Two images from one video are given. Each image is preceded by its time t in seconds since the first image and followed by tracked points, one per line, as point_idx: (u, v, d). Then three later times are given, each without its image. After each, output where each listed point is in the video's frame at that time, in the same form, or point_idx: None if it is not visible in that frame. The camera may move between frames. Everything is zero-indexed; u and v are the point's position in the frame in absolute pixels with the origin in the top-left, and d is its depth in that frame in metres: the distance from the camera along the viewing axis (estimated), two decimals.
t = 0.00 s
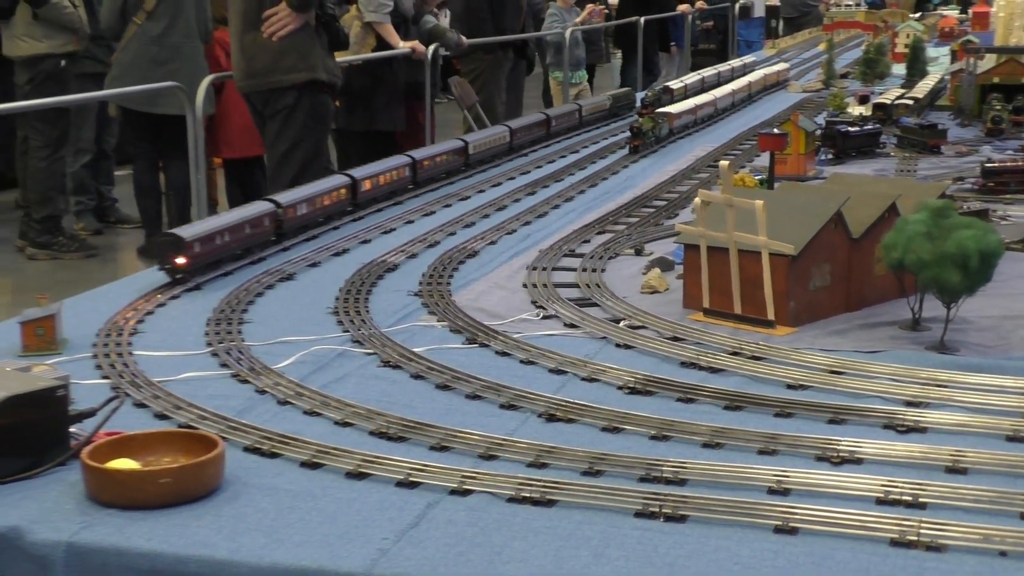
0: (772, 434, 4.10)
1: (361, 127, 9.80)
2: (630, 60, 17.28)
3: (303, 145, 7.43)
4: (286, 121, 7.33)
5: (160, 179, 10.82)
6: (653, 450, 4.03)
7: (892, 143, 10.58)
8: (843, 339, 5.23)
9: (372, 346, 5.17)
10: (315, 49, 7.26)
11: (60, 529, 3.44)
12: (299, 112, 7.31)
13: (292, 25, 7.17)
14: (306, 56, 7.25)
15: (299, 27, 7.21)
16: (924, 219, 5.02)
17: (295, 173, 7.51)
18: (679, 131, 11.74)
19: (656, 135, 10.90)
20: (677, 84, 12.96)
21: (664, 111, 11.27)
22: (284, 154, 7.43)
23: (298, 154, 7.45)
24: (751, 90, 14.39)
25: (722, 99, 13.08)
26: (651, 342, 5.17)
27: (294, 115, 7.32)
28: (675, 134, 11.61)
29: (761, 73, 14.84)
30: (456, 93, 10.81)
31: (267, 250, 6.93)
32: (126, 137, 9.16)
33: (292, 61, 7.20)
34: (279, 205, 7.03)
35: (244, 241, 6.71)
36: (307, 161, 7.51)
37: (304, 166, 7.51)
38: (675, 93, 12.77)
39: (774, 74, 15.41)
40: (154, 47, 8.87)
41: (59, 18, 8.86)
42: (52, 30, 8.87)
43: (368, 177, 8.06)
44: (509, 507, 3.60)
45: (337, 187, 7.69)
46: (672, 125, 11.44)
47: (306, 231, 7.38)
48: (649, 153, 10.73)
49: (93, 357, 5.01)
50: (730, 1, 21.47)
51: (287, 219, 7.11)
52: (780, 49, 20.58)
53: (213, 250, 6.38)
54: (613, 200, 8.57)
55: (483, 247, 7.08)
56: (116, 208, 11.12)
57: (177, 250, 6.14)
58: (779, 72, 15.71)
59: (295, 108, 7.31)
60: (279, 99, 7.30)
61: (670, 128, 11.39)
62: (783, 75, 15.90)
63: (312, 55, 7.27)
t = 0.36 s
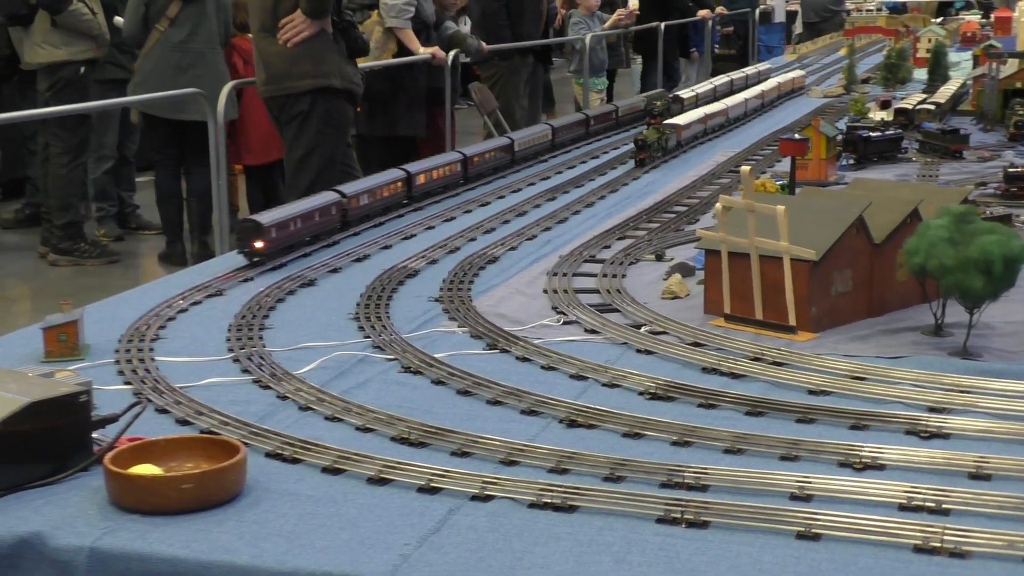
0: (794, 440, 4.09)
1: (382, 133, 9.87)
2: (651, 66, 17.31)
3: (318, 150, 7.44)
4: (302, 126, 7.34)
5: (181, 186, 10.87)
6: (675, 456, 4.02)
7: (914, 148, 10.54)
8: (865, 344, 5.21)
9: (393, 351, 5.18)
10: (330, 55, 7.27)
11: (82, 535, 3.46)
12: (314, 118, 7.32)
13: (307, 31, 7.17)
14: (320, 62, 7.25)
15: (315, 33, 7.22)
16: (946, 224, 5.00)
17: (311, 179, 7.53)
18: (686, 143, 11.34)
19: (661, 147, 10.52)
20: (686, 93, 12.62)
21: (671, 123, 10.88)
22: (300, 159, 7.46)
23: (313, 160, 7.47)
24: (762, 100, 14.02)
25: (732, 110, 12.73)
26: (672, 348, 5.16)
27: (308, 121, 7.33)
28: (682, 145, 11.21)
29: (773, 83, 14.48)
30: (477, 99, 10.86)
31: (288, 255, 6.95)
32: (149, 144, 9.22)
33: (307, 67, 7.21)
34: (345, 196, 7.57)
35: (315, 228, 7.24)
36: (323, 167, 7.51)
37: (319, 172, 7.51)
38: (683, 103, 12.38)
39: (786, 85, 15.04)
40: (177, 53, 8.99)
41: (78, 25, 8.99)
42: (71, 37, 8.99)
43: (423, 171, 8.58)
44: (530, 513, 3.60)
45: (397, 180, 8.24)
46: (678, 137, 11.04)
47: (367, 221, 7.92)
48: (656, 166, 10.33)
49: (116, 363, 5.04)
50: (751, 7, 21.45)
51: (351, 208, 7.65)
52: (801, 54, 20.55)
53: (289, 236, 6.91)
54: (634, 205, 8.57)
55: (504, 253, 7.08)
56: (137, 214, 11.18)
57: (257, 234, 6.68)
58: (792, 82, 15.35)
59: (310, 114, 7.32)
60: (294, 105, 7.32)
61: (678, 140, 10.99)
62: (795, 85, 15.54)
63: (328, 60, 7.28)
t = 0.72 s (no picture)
0: (810, 445, 4.08)
1: (397, 137, 9.89)
2: (664, 70, 17.32)
3: (322, 153, 7.80)
4: (305, 129, 7.77)
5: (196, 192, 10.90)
6: (691, 461, 4.02)
7: (929, 152, 10.50)
8: (881, 349, 5.20)
9: (408, 356, 5.18)
10: (330, 60, 7.66)
11: (99, 540, 3.47)
12: (316, 120, 7.73)
13: (308, 36, 7.53)
14: (319, 66, 7.65)
15: (317, 39, 7.59)
16: (963, 228, 4.98)
17: (316, 181, 7.82)
18: (688, 154, 10.92)
19: (663, 159, 10.13)
20: (689, 101, 12.24)
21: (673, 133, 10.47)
22: (305, 161, 7.80)
23: (318, 162, 7.80)
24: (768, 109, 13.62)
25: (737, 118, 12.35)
26: (687, 353, 5.15)
27: (310, 123, 7.75)
28: (684, 156, 10.79)
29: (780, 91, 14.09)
30: (490, 104, 10.87)
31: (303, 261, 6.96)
32: (163, 150, 9.26)
33: (307, 71, 7.64)
34: (397, 187, 8.06)
35: (371, 216, 7.72)
36: (328, 170, 7.82)
37: (324, 174, 7.81)
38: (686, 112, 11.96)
39: (793, 93, 14.67)
40: (191, 61, 9.10)
41: (86, 31, 9.22)
42: (81, 43, 9.24)
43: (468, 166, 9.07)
44: (545, 518, 3.59)
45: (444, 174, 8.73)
46: (679, 147, 10.63)
47: (417, 212, 8.39)
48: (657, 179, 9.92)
49: (131, 368, 5.06)
50: (765, 11, 21.44)
51: (402, 199, 8.13)
52: (816, 58, 20.50)
53: (348, 224, 7.40)
54: (648, 210, 8.56)
55: (518, 258, 7.08)
56: (152, 219, 11.23)
57: (320, 221, 7.16)
58: (798, 90, 14.97)
59: (312, 116, 7.74)
60: (298, 108, 7.77)
61: (679, 151, 10.58)
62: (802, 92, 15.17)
63: (328, 65, 7.66)
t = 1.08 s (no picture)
0: (822, 449, 4.07)
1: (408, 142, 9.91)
2: (676, 75, 17.35)
3: (324, 156, 7.90)
4: (307, 131, 7.88)
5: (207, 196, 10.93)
6: (702, 466, 4.01)
7: (940, 156, 10.48)
8: (894, 353, 5.19)
9: (419, 361, 5.19)
10: (329, 64, 7.70)
11: (112, 544, 3.48)
12: (317, 124, 7.82)
13: (309, 41, 7.65)
14: (318, 70, 7.71)
15: (317, 43, 7.68)
16: (974, 232, 4.98)
17: (320, 184, 7.96)
18: (685, 165, 10.50)
19: (659, 172, 9.74)
20: (689, 110, 11.86)
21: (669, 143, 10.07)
22: (307, 165, 7.92)
23: (320, 166, 7.90)
24: (770, 117, 13.21)
25: (738, 127, 11.97)
26: (698, 357, 5.15)
27: (311, 127, 7.85)
28: (680, 167, 10.36)
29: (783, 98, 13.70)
30: (501, 108, 10.92)
31: (314, 265, 6.98)
32: (174, 154, 9.29)
33: (306, 76, 7.73)
34: (442, 180, 8.53)
35: (418, 208, 8.22)
36: (330, 173, 7.93)
37: (326, 177, 7.93)
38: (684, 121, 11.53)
39: (796, 101, 14.28)
40: (202, 65, 9.16)
41: (92, 35, 9.23)
42: (90, 48, 9.28)
43: (508, 161, 9.53)
44: (557, 522, 3.60)
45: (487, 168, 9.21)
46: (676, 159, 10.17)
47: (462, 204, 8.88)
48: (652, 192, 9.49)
49: (144, 373, 5.08)
50: (775, 15, 21.41)
51: (447, 191, 8.62)
52: (827, 62, 20.49)
53: (398, 214, 7.92)
54: (659, 214, 8.57)
55: (529, 262, 7.09)
56: (163, 224, 11.26)
57: (374, 211, 7.68)
58: (802, 99, 14.58)
59: (313, 120, 7.83)
60: (299, 112, 7.87)
61: (676, 162, 10.17)
62: (807, 99, 14.78)
63: (327, 69, 7.71)
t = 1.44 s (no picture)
0: (830, 453, 4.07)
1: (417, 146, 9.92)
2: (685, 79, 17.38)
3: (326, 160, 7.93)
4: (309, 135, 7.92)
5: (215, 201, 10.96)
6: (711, 470, 4.02)
7: (950, 160, 10.46)
8: (902, 357, 5.18)
9: (427, 365, 5.20)
10: (329, 68, 7.73)
11: (121, 547, 3.49)
12: (318, 127, 7.86)
13: (311, 45, 7.61)
14: (319, 74, 7.75)
15: (319, 47, 7.65)
16: (983, 237, 4.97)
17: (323, 188, 7.98)
18: (678, 177, 10.06)
19: (653, 184, 9.36)
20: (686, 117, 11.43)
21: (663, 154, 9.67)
22: (310, 169, 7.97)
23: (322, 170, 7.94)
24: (769, 127, 12.82)
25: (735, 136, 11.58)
26: (706, 361, 5.15)
27: (313, 130, 7.88)
28: (673, 179, 9.94)
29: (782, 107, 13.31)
30: (510, 113, 10.96)
31: (323, 269, 6.99)
32: (183, 158, 9.32)
33: (306, 80, 7.77)
34: (481, 174, 8.97)
35: (459, 200, 8.67)
36: (333, 176, 7.96)
37: (330, 180, 7.96)
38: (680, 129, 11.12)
39: (796, 110, 13.89)
40: (210, 69, 9.21)
41: (100, 40, 9.26)
42: (99, 52, 9.31)
43: (541, 157, 9.96)
44: (565, 526, 3.60)
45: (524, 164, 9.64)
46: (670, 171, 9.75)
47: (500, 197, 9.32)
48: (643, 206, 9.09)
49: (153, 377, 5.09)
50: (784, 19, 21.40)
51: (486, 186, 9.03)
52: (836, 67, 20.48)
53: (441, 205, 8.36)
54: (667, 218, 8.57)
55: (538, 266, 7.10)
56: (172, 228, 11.28)
57: (419, 202, 8.14)
58: (802, 108, 14.20)
59: (314, 124, 7.87)
60: (301, 115, 7.91)
61: (670, 175, 9.75)
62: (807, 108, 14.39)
63: (327, 73, 7.75)
